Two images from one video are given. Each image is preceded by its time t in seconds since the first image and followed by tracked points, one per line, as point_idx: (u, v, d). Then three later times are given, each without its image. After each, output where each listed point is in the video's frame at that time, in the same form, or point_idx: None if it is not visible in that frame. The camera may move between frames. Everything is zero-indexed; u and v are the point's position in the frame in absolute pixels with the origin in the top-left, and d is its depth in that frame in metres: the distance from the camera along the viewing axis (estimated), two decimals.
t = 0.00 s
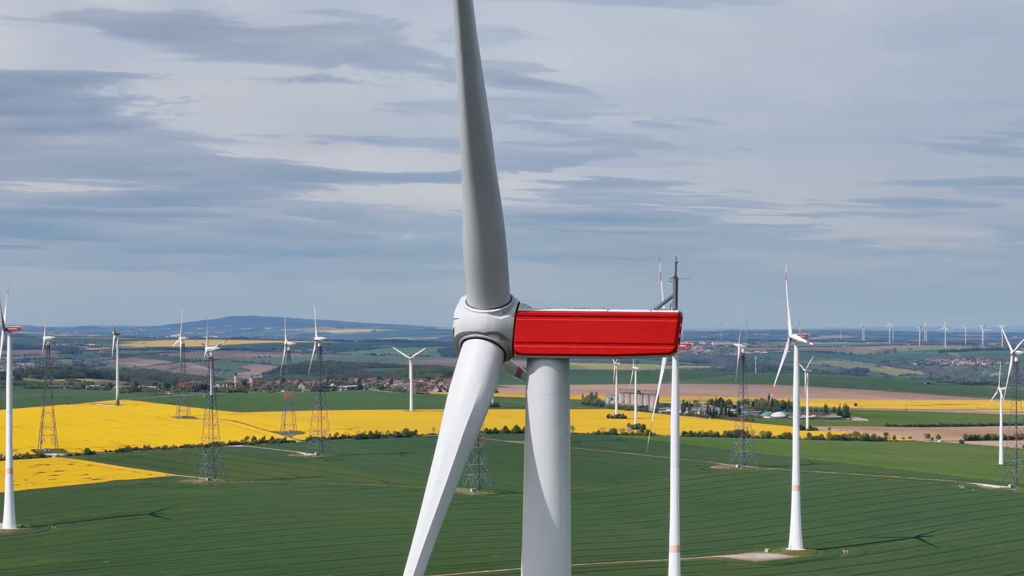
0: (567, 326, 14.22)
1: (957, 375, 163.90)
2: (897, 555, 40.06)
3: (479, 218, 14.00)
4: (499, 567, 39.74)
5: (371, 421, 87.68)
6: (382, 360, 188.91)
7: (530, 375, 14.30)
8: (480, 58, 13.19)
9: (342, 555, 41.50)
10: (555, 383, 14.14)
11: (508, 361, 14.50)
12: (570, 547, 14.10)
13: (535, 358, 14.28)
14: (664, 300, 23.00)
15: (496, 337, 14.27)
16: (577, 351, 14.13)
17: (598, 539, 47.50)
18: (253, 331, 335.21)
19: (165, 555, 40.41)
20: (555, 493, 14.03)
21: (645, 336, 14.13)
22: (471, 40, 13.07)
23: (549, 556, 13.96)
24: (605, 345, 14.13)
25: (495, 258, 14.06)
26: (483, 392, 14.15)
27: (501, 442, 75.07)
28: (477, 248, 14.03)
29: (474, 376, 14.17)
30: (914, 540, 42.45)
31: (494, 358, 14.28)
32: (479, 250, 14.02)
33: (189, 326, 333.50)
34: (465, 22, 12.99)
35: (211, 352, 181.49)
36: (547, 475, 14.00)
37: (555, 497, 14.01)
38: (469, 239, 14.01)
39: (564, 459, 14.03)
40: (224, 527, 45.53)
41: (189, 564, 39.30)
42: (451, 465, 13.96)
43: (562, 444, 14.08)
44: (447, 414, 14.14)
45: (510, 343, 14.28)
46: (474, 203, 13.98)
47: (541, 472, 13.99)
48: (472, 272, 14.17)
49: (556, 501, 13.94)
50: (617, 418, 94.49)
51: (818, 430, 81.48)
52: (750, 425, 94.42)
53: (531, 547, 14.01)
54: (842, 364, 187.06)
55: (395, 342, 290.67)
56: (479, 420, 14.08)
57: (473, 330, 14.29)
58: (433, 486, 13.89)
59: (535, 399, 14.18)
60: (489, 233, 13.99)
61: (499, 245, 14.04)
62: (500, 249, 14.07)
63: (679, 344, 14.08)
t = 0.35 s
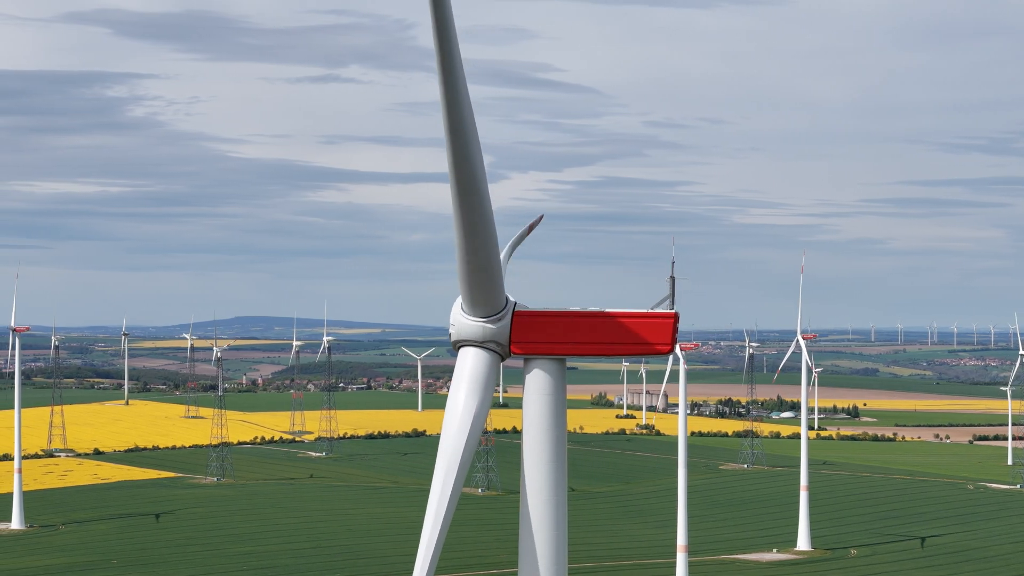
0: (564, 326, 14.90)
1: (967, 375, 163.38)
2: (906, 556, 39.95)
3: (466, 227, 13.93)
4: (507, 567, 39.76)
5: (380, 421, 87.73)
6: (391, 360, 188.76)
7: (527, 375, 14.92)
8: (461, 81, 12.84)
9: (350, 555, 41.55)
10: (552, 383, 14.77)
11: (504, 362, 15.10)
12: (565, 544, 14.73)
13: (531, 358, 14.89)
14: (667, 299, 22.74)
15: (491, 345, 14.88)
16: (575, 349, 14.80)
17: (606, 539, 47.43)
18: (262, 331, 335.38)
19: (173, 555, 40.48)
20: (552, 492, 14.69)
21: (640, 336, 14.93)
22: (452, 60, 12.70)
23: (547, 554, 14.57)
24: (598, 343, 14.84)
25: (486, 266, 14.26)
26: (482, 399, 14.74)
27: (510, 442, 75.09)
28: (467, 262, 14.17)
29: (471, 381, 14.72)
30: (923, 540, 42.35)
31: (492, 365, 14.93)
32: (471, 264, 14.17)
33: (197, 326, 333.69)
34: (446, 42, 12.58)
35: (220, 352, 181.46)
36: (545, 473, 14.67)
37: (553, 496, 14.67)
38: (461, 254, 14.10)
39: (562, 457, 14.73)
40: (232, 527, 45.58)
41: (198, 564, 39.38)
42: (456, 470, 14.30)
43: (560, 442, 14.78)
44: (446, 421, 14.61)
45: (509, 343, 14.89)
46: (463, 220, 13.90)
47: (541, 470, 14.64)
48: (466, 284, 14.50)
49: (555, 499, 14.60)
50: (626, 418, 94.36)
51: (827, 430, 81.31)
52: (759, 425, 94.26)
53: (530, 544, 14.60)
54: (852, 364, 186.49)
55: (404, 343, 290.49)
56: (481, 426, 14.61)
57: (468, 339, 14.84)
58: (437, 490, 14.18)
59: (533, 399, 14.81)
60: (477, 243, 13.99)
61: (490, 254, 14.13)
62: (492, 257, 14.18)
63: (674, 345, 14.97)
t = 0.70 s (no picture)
0: (562, 326, 14.24)
1: (979, 375, 163.05)
2: (916, 556, 39.85)
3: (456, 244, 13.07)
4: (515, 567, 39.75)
5: (390, 421, 87.84)
6: (402, 360, 189.12)
7: (525, 374, 14.32)
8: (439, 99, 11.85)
9: (359, 555, 41.55)
10: (550, 383, 14.15)
11: (503, 363, 14.57)
12: (565, 546, 14.17)
13: (529, 358, 14.29)
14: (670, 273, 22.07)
15: (489, 351, 14.37)
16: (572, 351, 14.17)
17: (616, 539, 47.40)
18: (274, 331, 336.36)
19: (181, 555, 40.53)
20: (549, 493, 14.09)
21: (639, 337, 14.25)
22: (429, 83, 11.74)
23: (544, 555, 14.07)
24: (595, 345, 14.19)
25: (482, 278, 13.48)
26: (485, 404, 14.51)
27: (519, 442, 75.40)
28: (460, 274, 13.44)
29: (469, 386, 14.44)
30: (933, 540, 42.25)
31: (492, 368, 14.47)
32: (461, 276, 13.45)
33: (209, 326, 334.70)
34: (420, 59, 11.64)
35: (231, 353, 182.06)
36: (542, 473, 14.07)
37: (550, 498, 14.08)
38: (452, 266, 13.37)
39: (559, 456, 14.12)
40: (241, 527, 45.62)
41: (207, 564, 39.43)
42: (458, 475, 14.24)
43: (558, 443, 14.17)
44: (448, 423, 14.53)
45: (505, 343, 14.26)
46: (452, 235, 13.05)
47: (536, 469, 14.07)
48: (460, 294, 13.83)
49: (551, 500, 14.02)
50: (636, 418, 94.30)
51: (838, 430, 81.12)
52: (769, 426, 94.08)
53: (526, 545, 14.13)
54: (863, 364, 186.19)
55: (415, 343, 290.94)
56: (484, 429, 14.48)
57: (464, 346, 14.35)
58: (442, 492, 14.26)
59: (530, 398, 14.22)
60: (469, 259, 13.15)
61: (483, 269, 13.35)
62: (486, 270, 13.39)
63: (674, 345, 14.23)
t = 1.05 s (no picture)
0: (560, 326, 14.14)
1: (992, 374, 162.43)
2: (928, 556, 39.73)
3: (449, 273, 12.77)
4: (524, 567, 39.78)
5: (400, 421, 87.91)
6: (413, 360, 189.09)
7: (526, 373, 14.29)
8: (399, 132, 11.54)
9: (369, 554, 41.66)
10: (550, 383, 14.15)
11: (501, 366, 14.44)
12: (564, 545, 14.25)
13: (529, 357, 14.24)
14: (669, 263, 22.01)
15: (489, 355, 14.21)
16: (570, 350, 14.10)
17: (626, 539, 47.38)
18: (285, 331, 336.68)
19: (192, 555, 40.67)
20: (549, 494, 14.13)
21: (639, 337, 14.17)
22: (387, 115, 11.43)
23: (543, 555, 14.11)
24: (596, 345, 14.15)
25: (478, 292, 13.22)
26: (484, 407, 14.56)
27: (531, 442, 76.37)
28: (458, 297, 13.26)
29: (467, 389, 14.44)
30: (943, 540, 42.18)
31: (491, 372, 14.36)
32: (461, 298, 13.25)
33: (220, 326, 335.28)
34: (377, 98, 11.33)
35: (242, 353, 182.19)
36: (542, 475, 14.12)
37: (550, 498, 14.10)
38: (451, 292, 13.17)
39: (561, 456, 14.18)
40: (252, 526, 45.74)
41: (217, 563, 39.53)
42: (461, 478, 14.41)
43: (556, 443, 14.21)
44: (448, 425, 14.56)
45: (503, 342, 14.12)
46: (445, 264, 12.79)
47: (536, 472, 14.10)
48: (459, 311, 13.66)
49: (552, 502, 14.05)
50: (647, 418, 94.18)
51: (849, 430, 80.94)
52: (780, 426, 93.89)
53: (524, 546, 14.14)
54: (875, 364, 185.62)
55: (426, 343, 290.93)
56: (484, 430, 14.52)
57: (463, 352, 14.13)
58: (446, 492, 14.43)
59: (531, 399, 14.21)
60: (462, 281, 12.89)
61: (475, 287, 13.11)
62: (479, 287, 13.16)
63: (672, 345, 14.17)
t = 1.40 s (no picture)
0: (559, 325, 13.22)
1: (1005, 375, 162.37)
2: (938, 556, 39.67)
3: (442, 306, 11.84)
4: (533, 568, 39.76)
5: (411, 421, 88.15)
6: (425, 360, 189.72)
7: (525, 372, 13.44)
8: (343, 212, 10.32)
9: (379, 555, 41.66)
10: (550, 382, 13.37)
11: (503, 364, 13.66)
12: (564, 546, 13.49)
13: (529, 357, 13.34)
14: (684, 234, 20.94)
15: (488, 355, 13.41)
16: (570, 352, 13.17)
17: (637, 539, 47.31)
18: (297, 331, 338.01)
19: (201, 555, 40.74)
20: (547, 494, 13.38)
21: (639, 338, 13.25)
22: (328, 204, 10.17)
23: (541, 556, 13.37)
24: (596, 346, 13.16)
25: (473, 309, 12.34)
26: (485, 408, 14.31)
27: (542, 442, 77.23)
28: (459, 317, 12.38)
29: (466, 389, 14.25)
30: (953, 540, 42.10)
31: (490, 373, 14.01)
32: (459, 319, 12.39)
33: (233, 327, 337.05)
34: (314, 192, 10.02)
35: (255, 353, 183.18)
36: (540, 475, 13.39)
37: (547, 498, 13.35)
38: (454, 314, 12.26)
39: (559, 457, 13.41)
40: (262, 527, 45.79)
41: (226, 564, 39.61)
42: (465, 474, 14.44)
43: (555, 442, 13.45)
44: (452, 426, 14.47)
45: (501, 342, 13.22)
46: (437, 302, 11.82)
47: (534, 472, 13.38)
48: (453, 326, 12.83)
49: (549, 502, 13.30)
50: (658, 418, 94.23)
51: (860, 430, 80.89)
52: (791, 426, 93.84)
53: (522, 548, 13.41)
54: (887, 364, 185.61)
55: (438, 343, 291.75)
56: (485, 429, 14.38)
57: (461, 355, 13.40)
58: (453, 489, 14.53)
59: (530, 398, 13.40)
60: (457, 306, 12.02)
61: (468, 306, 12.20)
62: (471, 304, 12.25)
63: (673, 345, 13.25)
